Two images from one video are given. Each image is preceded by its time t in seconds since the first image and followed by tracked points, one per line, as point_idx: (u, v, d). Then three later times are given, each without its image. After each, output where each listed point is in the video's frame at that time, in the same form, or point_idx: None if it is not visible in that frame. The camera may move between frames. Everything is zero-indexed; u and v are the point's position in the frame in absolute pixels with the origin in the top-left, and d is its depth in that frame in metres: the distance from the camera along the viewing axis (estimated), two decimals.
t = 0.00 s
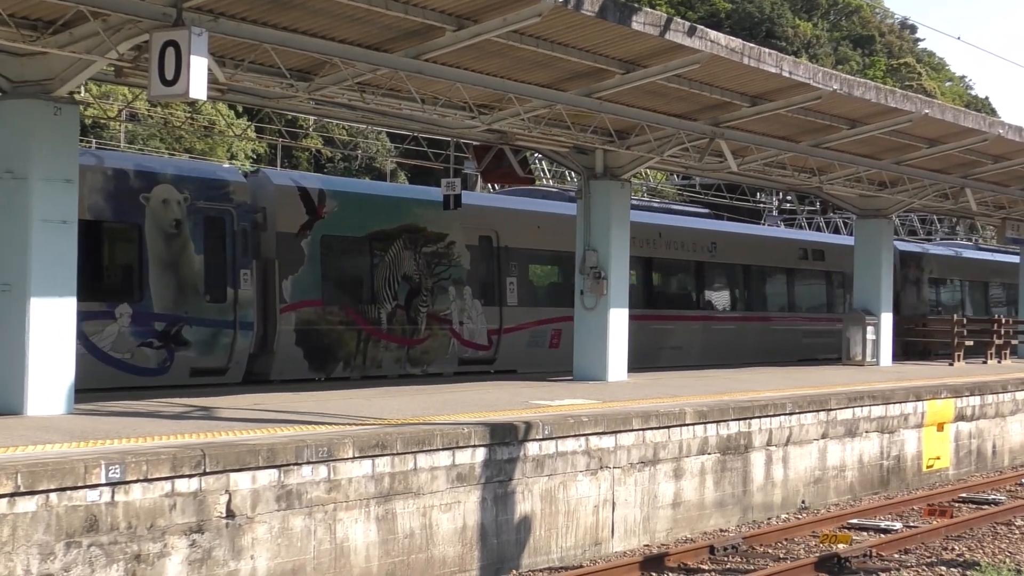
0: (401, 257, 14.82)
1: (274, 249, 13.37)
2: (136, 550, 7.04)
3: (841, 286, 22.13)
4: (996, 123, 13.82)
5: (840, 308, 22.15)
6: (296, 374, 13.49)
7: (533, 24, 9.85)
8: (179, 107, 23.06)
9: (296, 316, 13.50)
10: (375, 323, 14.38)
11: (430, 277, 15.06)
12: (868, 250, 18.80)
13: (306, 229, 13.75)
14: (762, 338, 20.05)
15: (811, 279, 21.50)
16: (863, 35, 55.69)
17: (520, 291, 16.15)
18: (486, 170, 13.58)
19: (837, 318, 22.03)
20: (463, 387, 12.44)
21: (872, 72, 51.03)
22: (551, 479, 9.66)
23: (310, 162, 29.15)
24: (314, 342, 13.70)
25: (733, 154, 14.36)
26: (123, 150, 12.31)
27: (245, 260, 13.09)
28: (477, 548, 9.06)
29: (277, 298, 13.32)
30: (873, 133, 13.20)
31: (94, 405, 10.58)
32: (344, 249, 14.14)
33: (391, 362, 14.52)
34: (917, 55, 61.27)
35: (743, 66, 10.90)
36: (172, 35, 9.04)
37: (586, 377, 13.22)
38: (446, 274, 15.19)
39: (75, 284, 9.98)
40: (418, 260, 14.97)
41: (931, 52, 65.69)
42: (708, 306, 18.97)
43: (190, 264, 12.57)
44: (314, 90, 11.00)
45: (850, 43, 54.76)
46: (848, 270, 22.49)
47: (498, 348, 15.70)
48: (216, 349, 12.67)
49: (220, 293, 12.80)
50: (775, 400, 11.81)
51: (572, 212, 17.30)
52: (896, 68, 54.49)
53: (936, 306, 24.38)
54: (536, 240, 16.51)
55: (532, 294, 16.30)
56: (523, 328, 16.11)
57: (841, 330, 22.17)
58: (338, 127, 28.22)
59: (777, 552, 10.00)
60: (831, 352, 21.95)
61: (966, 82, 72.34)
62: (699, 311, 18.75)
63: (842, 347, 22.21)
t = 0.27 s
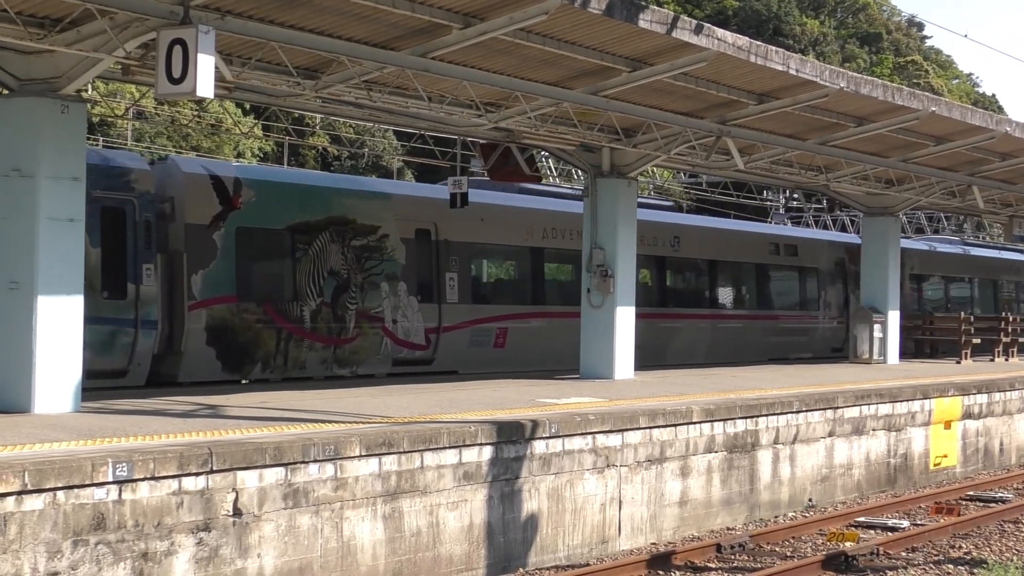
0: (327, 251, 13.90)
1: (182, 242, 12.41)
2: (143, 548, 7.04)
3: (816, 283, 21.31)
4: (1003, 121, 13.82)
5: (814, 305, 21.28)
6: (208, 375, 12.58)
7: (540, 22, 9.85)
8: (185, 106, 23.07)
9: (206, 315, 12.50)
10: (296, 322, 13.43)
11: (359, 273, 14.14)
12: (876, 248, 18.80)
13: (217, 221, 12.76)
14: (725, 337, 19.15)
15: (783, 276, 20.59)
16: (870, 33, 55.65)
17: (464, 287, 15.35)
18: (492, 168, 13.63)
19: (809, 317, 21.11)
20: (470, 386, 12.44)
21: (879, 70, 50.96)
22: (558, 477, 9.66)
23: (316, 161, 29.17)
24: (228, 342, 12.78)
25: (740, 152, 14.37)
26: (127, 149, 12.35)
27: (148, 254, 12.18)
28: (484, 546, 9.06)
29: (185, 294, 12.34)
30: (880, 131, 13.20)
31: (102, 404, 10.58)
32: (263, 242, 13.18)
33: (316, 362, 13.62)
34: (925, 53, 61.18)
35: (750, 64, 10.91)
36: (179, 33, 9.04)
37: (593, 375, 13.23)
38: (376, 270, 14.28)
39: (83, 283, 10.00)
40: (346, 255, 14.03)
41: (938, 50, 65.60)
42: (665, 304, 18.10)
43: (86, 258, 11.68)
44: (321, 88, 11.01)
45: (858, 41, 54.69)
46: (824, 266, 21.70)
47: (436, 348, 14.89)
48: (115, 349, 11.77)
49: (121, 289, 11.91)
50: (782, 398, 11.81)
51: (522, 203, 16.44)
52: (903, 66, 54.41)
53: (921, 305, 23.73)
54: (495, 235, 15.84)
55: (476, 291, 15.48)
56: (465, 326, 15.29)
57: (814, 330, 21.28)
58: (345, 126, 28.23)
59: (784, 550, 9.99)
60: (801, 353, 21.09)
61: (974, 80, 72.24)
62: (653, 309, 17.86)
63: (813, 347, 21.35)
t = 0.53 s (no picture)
0: (238, 245, 12.89)
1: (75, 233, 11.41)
2: (149, 547, 7.04)
3: (785, 280, 20.41)
4: (1009, 119, 13.82)
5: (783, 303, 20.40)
6: (101, 379, 11.56)
7: (545, 20, 9.84)
8: (191, 104, 23.08)
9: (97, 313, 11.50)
10: (203, 320, 12.46)
11: (275, 268, 13.19)
12: (882, 246, 18.81)
13: (113, 211, 11.79)
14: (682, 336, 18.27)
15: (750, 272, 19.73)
16: (876, 32, 55.59)
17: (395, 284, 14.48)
18: (498, 165, 13.63)
19: (778, 315, 20.19)
20: (475, 384, 12.44)
21: (885, 69, 50.93)
22: (563, 475, 9.65)
23: (321, 159, 29.18)
24: (126, 342, 11.79)
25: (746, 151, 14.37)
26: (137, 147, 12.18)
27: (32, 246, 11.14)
28: (490, 545, 9.05)
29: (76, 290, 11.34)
30: (885, 130, 13.19)
31: (107, 402, 10.58)
32: (167, 235, 12.21)
33: (226, 364, 12.68)
34: (930, 52, 61.11)
35: (756, 63, 10.90)
36: (185, 32, 9.02)
37: (598, 374, 13.22)
38: (294, 265, 13.36)
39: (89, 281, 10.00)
40: (260, 249, 13.05)
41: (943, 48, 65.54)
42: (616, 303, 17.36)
43: None
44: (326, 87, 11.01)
45: (863, 39, 54.65)
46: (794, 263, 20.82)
47: (363, 348, 14.00)
48: None
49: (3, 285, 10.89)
50: (788, 396, 11.80)
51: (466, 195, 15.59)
52: (909, 64, 54.35)
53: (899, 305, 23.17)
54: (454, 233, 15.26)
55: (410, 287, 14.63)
56: (394, 325, 14.40)
57: (783, 330, 20.33)
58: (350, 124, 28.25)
59: (790, 549, 9.99)
60: (771, 353, 20.12)
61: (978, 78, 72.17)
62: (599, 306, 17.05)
63: (784, 347, 20.41)
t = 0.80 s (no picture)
0: (134, 239, 11.96)
1: None
2: (154, 546, 7.04)
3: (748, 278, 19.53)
4: (1014, 117, 13.81)
5: (747, 301, 19.53)
6: None
7: (549, 19, 9.84)
8: (195, 104, 23.09)
9: None
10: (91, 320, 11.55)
11: (174, 264, 12.25)
12: (886, 245, 18.80)
13: None
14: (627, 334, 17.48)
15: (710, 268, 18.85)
16: (880, 30, 55.53)
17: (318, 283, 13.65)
18: (502, 165, 13.65)
19: (740, 314, 19.31)
20: (480, 383, 12.45)
21: (890, 67, 50.88)
22: (569, 474, 9.64)
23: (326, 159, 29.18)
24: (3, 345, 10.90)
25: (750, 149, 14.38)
26: (139, 147, 12.27)
27: None
28: (495, 544, 9.05)
29: None
30: (890, 128, 13.18)
31: (112, 402, 10.58)
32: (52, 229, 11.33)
33: (120, 368, 11.77)
34: (935, 50, 61.04)
35: (760, 61, 10.90)
36: (189, 31, 9.02)
37: (602, 373, 13.22)
38: (198, 261, 12.42)
39: (94, 281, 10.00)
40: (158, 243, 12.11)
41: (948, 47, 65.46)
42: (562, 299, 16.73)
43: None
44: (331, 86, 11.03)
45: (868, 38, 54.60)
46: (758, 259, 19.93)
47: (276, 350, 13.11)
48: None
49: None
50: (792, 395, 11.80)
51: (418, 189, 14.99)
52: (914, 63, 54.28)
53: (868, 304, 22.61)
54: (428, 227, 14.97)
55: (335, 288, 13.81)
56: (313, 325, 13.54)
57: (746, 329, 19.43)
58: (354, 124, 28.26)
59: (795, 548, 9.98)
60: (734, 354, 19.21)
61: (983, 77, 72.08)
62: (540, 305, 16.32)
63: (748, 347, 19.49)
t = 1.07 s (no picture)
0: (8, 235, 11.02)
1: None
2: (160, 546, 7.04)
3: (706, 275, 18.50)
4: (1020, 116, 13.81)
5: (706, 298, 18.53)
6: None
7: (554, 19, 9.84)
8: (200, 105, 23.11)
9: None
10: None
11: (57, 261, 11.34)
12: (891, 244, 18.80)
13: None
14: (567, 335, 16.56)
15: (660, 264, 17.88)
16: (885, 30, 55.47)
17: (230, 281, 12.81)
18: (507, 164, 13.74)
19: (697, 313, 18.31)
20: (485, 383, 12.45)
21: (895, 66, 50.84)
22: (574, 474, 9.63)
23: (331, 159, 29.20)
24: None
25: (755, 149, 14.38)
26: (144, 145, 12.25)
27: None
28: (501, 544, 9.04)
29: None
30: (895, 127, 13.18)
31: (118, 402, 10.58)
32: None
33: None
34: (940, 50, 60.98)
35: (765, 60, 10.91)
36: (194, 32, 9.02)
37: (608, 372, 13.23)
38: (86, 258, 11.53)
39: (99, 281, 10.01)
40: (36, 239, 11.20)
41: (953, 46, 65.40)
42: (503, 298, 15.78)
43: None
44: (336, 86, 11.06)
45: (873, 37, 54.55)
46: (719, 257, 18.84)
47: (174, 352, 12.19)
48: None
49: None
50: (798, 394, 11.80)
51: (406, 188, 14.86)
52: (919, 62, 54.22)
53: (838, 302, 21.63)
54: (408, 225, 14.71)
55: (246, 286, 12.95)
56: (219, 325, 12.62)
57: (706, 330, 18.42)
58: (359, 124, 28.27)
59: (801, 547, 9.98)
60: (691, 356, 18.17)
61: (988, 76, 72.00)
62: (473, 305, 15.37)
63: (708, 348, 18.44)
